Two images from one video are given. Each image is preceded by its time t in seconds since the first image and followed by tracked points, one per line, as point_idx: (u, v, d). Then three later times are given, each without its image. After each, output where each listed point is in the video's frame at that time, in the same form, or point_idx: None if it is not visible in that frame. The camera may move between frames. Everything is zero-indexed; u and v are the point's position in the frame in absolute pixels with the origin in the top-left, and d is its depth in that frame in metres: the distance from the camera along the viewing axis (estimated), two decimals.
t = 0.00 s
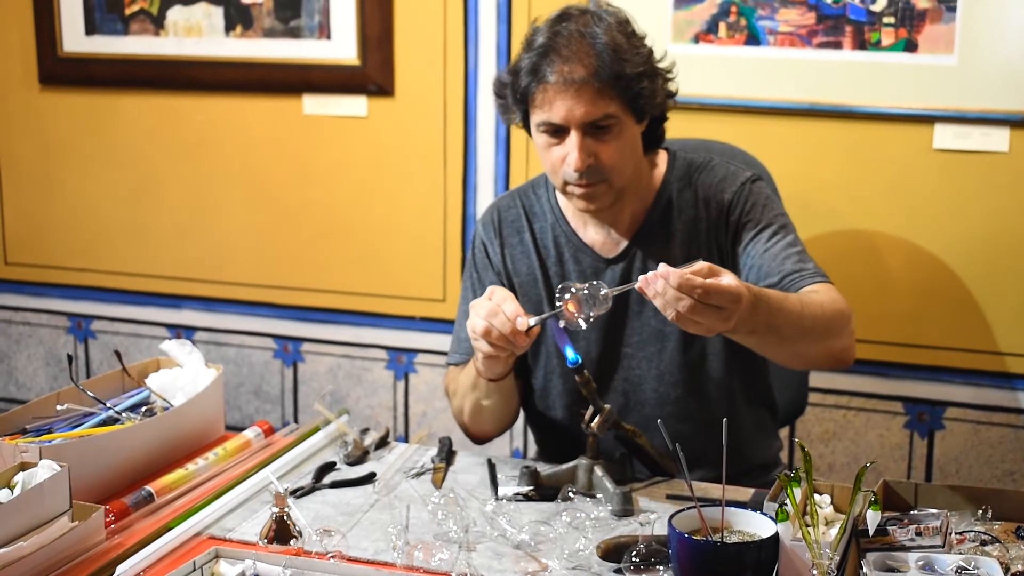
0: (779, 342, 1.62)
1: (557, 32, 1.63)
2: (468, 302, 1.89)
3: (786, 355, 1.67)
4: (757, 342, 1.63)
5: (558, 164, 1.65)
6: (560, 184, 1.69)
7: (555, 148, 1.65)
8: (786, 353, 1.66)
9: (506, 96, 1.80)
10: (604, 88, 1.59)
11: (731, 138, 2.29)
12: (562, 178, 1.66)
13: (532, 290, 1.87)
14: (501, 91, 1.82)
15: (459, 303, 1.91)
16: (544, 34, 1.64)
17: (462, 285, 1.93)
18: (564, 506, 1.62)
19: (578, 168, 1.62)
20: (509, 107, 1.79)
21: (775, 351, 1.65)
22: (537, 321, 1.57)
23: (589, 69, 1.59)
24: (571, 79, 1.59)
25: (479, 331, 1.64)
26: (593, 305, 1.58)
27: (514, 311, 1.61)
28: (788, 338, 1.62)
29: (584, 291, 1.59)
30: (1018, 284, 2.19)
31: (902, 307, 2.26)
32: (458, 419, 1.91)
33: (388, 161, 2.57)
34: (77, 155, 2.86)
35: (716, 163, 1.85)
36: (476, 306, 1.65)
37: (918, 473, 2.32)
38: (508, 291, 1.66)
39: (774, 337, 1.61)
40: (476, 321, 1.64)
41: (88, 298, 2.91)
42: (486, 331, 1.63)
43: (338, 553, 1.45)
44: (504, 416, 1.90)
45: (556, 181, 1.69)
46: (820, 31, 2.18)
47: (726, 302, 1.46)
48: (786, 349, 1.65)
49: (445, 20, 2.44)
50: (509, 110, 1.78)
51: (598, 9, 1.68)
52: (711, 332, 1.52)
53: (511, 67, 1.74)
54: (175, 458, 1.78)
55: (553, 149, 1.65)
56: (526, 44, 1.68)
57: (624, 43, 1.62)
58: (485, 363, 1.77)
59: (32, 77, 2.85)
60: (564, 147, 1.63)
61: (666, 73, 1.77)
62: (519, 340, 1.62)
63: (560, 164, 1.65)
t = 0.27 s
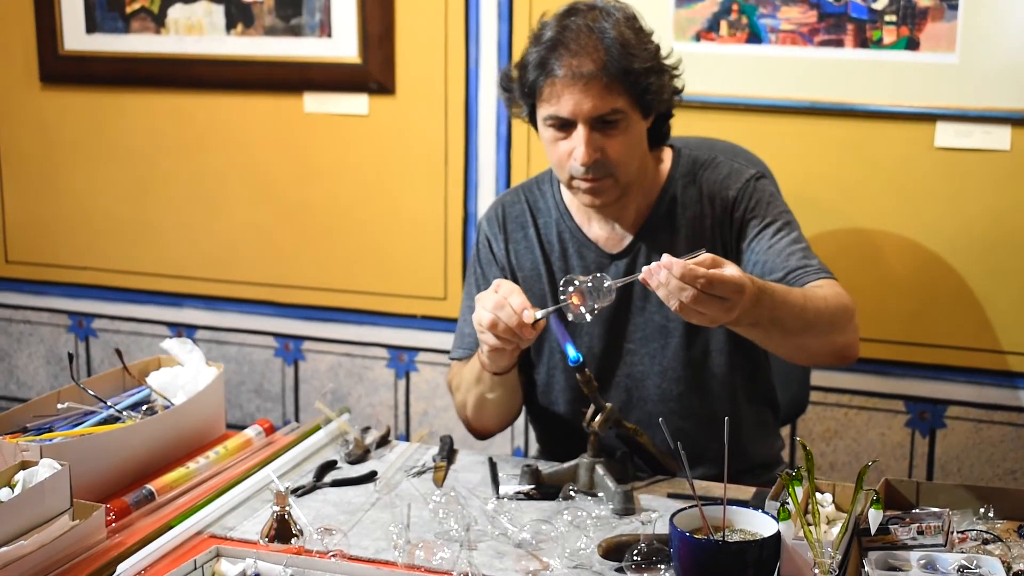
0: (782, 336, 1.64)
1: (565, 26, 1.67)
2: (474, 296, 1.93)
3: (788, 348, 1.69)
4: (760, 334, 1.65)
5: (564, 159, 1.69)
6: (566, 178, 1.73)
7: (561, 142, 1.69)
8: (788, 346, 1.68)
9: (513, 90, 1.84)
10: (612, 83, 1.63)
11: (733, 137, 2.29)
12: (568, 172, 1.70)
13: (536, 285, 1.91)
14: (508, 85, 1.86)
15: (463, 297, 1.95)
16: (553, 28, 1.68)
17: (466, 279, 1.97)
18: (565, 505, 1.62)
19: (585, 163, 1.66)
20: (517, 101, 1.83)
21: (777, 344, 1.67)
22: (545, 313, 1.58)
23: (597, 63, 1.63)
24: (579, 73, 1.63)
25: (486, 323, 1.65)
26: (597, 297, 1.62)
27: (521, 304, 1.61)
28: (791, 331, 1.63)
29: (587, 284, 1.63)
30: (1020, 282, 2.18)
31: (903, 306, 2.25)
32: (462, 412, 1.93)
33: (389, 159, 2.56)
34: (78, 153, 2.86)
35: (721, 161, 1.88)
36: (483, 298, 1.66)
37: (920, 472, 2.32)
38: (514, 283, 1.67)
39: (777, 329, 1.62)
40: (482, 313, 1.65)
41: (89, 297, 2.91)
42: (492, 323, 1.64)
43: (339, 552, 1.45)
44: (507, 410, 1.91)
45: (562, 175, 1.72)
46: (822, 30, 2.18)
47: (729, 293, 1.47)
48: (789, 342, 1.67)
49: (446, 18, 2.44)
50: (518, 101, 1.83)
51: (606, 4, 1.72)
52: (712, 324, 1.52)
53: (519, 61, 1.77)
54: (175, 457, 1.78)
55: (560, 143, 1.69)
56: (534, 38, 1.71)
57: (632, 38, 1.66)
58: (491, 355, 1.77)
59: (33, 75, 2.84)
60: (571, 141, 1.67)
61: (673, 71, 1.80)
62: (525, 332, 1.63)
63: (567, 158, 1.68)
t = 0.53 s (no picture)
0: (783, 328, 1.64)
1: (572, 20, 1.68)
2: (476, 291, 1.94)
3: (790, 341, 1.68)
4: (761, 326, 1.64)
5: (569, 154, 1.70)
6: (571, 172, 1.74)
7: (567, 137, 1.70)
8: (790, 339, 1.67)
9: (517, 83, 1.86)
10: (618, 77, 1.65)
11: (735, 133, 2.29)
12: (573, 167, 1.71)
13: (538, 280, 1.91)
14: (513, 79, 1.87)
15: (465, 292, 1.96)
16: (559, 22, 1.70)
17: (469, 275, 1.98)
18: (567, 502, 1.61)
19: (590, 157, 1.67)
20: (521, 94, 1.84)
21: (779, 337, 1.67)
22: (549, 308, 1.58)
23: (605, 57, 1.64)
24: (587, 68, 1.64)
25: (489, 318, 1.65)
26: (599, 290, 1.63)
27: (525, 298, 1.61)
28: (793, 323, 1.63)
29: (589, 277, 1.63)
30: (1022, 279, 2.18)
31: (906, 303, 2.25)
32: (464, 407, 1.93)
33: (390, 156, 2.56)
34: (78, 150, 2.85)
35: (724, 157, 1.88)
36: (487, 292, 1.66)
37: (922, 469, 2.31)
38: (518, 279, 1.67)
39: (779, 321, 1.62)
40: (486, 307, 1.65)
41: (91, 293, 2.90)
42: (496, 316, 1.64)
43: (340, 549, 1.45)
44: (509, 406, 1.91)
45: (567, 169, 1.74)
46: (824, 26, 2.17)
47: (731, 282, 1.47)
48: (791, 335, 1.66)
49: (447, 15, 2.43)
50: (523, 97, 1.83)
51: None
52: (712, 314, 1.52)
53: (524, 55, 1.79)
54: (176, 454, 1.77)
55: (565, 137, 1.70)
56: (540, 32, 1.73)
57: (639, 33, 1.68)
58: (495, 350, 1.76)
59: (34, 72, 2.84)
60: (577, 136, 1.69)
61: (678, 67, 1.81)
62: (528, 327, 1.63)
63: (572, 152, 1.70)
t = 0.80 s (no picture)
0: (786, 313, 1.64)
1: (580, 13, 1.69)
2: (479, 287, 1.94)
3: (794, 331, 1.68)
4: (764, 313, 1.65)
5: (574, 147, 1.70)
6: (574, 166, 1.74)
7: (571, 130, 1.70)
8: (794, 328, 1.67)
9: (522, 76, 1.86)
10: (626, 71, 1.65)
11: (738, 128, 2.28)
12: (577, 161, 1.71)
13: (541, 276, 1.91)
14: (518, 72, 1.87)
15: (468, 288, 1.96)
16: (567, 15, 1.70)
17: (471, 270, 1.98)
18: (568, 497, 1.61)
19: (596, 151, 1.67)
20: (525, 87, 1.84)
21: (782, 325, 1.67)
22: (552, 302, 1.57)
23: (613, 51, 1.65)
24: (594, 61, 1.64)
25: (493, 314, 1.64)
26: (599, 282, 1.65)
27: (528, 293, 1.61)
28: (795, 307, 1.63)
29: (590, 271, 1.66)
30: None
31: (908, 298, 2.25)
32: (467, 403, 1.92)
33: (391, 150, 2.55)
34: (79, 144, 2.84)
35: (727, 151, 1.88)
36: (490, 289, 1.65)
37: (925, 464, 2.31)
38: (521, 274, 1.66)
39: (780, 305, 1.62)
40: (490, 303, 1.64)
41: (92, 288, 2.90)
42: (500, 313, 1.64)
43: (342, 545, 1.45)
44: (513, 400, 1.90)
45: (570, 163, 1.74)
46: (827, 20, 2.17)
47: (729, 255, 1.48)
48: (794, 322, 1.66)
49: (450, 9, 2.42)
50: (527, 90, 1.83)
51: None
52: (712, 293, 1.53)
53: (529, 49, 1.79)
54: (178, 449, 1.77)
55: (570, 130, 1.70)
56: (546, 25, 1.73)
57: (647, 27, 1.69)
58: (500, 345, 1.76)
59: (35, 66, 2.83)
60: (582, 130, 1.69)
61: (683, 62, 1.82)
62: (533, 322, 1.63)
63: (577, 146, 1.69)
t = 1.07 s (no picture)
0: (788, 301, 1.64)
1: (588, 9, 1.69)
2: (483, 286, 1.93)
3: (796, 321, 1.68)
4: (766, 301, 1.64)
5: (580, 142, 1.70)
6: (579, 162, 1.74)
7: (578, 126, 1.70)
8: (797, 318, 1.67)
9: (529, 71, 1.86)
10: (634, 67, 1.65)
11: (742, 125, 2.27)
12: (583, 156, 1.71)
13: (545, 273, 1.91)
14: (525, 66, 1.87)
15: (471, 286, 1.96)
16: (575, 10, 1.70)
17: (475, 269, 1.97)
18: (572, 495, 1.61)
19: (602, 147, 1.67)
20: (532, 82, 1.84)
21: (786, 314, 1.67)
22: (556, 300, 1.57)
23: (621, 47, 1.65)
24: (603, 56, 1.64)
25: (497, 314, 1.64)
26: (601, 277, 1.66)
27: (533, 291, 1.61)
28: (798, 295, 1.63)
29: (591, 268, 1.67)
30: None
31: (911, 296, 2.24)
32: (474, 402, 1.92)
33: (395, 147, 2.55)
34: (83, 140, 2.84)
35: (730, 147, 1.88)
36: (494, 289, 1.65)
37: (928, 461, 2.31)
38: (525, 274, 1.66)
39: (782, 292, 1.62)
40: (494, 304, 1.65)
41: (95, 284, 2.90)
42: (505, 312, 1.63)
43: (346, 541, 1.44)
44: (519, 398, 1.90)
45: (576, 159, 1.74)
46: (831, 17, 2.16)
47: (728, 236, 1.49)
48: (797, 313, 1.66)
49: (453, 6, 2.42)
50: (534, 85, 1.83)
51: None
52: (712, 275, 1.53)
53: (537, 43, 1.79)
54: (181, 445, 1.77)
55: (577, 126, 1.70)
56: (556, 19, 1.73)
57: (656, 24, 1.69)
58: (506, 345, 1.76)
59: (38, 62, 2.83)
60: (589, 125, 1.69)
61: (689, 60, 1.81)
62: (538, 321, 1.62)
63: (584, 142, 1.69)
